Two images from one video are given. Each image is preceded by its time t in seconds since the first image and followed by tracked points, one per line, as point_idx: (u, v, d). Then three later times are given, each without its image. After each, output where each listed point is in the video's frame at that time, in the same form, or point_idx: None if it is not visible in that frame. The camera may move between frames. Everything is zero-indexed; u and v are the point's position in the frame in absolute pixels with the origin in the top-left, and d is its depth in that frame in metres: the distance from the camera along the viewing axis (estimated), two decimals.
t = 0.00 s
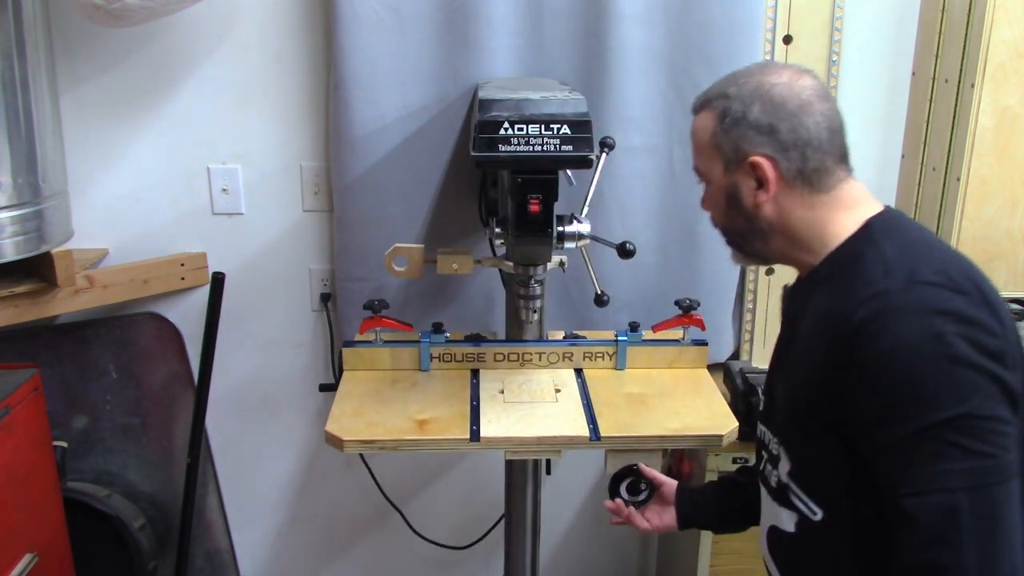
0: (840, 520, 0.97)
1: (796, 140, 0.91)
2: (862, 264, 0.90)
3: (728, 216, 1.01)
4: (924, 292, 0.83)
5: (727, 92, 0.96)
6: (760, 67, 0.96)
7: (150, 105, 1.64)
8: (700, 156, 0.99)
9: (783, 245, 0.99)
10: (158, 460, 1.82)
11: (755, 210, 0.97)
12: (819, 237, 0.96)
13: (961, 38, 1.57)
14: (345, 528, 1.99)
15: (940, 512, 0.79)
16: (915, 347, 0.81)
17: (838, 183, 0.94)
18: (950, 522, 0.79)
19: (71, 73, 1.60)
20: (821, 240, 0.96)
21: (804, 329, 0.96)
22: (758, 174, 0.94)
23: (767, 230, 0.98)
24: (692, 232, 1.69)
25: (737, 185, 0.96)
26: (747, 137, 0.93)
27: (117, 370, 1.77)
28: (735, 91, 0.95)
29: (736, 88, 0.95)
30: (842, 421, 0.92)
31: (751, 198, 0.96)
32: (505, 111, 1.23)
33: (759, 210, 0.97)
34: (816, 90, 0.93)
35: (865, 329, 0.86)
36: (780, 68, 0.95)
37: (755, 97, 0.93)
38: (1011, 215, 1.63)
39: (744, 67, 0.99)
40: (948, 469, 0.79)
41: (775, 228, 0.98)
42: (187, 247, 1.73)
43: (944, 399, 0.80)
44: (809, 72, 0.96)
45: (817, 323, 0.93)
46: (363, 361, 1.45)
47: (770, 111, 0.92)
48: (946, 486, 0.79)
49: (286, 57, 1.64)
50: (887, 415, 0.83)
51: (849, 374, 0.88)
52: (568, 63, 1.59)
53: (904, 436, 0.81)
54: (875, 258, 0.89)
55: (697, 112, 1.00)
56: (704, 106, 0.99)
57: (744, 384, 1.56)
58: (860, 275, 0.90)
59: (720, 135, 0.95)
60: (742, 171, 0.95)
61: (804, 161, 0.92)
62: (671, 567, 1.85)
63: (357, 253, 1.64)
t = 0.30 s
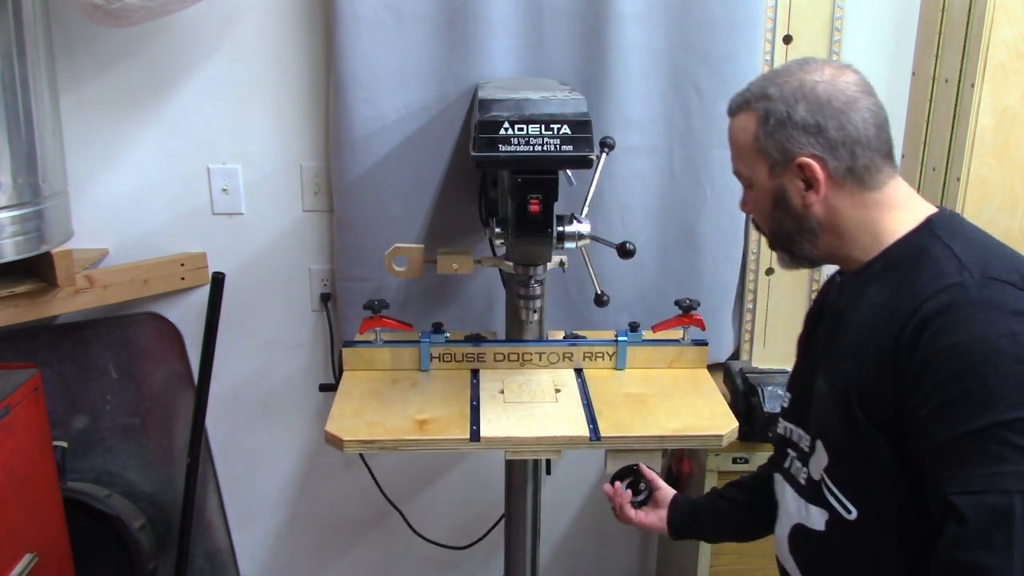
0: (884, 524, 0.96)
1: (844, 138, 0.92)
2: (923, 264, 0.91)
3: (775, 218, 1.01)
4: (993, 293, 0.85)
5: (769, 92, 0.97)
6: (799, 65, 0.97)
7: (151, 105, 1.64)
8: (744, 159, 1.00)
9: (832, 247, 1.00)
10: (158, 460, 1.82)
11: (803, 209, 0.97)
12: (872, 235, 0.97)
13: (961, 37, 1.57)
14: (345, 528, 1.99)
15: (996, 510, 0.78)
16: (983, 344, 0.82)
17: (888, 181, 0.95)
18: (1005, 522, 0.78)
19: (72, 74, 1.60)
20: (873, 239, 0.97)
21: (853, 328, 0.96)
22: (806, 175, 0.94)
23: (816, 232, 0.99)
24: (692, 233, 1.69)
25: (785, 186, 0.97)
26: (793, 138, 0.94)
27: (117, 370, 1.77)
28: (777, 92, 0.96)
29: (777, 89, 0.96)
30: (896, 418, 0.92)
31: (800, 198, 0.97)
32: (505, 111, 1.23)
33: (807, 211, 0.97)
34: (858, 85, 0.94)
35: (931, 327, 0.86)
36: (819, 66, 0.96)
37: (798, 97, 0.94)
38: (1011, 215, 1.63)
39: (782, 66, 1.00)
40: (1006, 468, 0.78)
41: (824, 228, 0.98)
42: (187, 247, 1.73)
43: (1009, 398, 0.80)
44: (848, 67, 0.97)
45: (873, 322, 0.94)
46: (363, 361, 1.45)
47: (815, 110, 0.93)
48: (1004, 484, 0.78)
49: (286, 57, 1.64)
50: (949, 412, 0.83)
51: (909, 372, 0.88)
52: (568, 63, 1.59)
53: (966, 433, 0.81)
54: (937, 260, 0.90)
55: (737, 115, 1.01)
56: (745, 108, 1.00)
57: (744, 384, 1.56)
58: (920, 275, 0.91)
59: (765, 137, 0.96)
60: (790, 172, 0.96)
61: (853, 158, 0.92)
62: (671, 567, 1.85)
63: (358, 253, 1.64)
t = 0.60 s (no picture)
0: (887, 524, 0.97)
1: (864, 138, 0.92)
2: (938, 269, 0.91)
3: (796, 223, 1.01)
4: (1007, 303, 0.84)
5: (785, 96, 0.97)
6: (814, 68, 0.98)
7: (151, 105, 1.64)
8: (763, 164, 1.00)
9: (855, 250, 0.99)
10: (158, 460, 1.82)
11: (826, 213, 0.97)
12: (896, 236, 0.96)
13: (961, 37, 1.57)
14: (344, 528, 1.99)
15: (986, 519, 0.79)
16: (991, 353, 0.82)
17: (909, 181, 0.95)
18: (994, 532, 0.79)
19: (72, 74, 1.60)
20: (896, 241, 0.96)
21: (867, 330, 0.97)
22: (828, 177, 0.94)
23: (839, 235, 0.98)
24: (692, 233, 1.68)
25: (807, 189, 0.97)
26: (814, 140, 0.94)
27: (117, 370, 1.77)
28: (794, 96, 0.96)
29: (794, 93, 0.97)
30: (903, 422, 0.92)
31: (822, 202, 0.97)
32: (505, 111, 1.23)
33: (830, 214, 0.97)
34: (874, 85, 0.95)
35: (941, 333, 0.87)
36: (834, 68, 0.97)
37: (816, 100, 0.94)
38: (1011, 216, 1.64)
39: (795, 70, 1.01)
40: (1003, 478, 0.79)
41: (847, 231, 0.98)
42: (187, 247, 1.73)
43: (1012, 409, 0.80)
44: (861, 68, 0.98)
45: (885, 325, 0.94)
46: (363, 361, 1.45)
47: (835, 111, 0.93)
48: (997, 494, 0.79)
49: (286, 57, 1.64)
50: (953, 420, 0.83)
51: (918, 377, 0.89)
52: (568, 64, 1.59)
53: (967, 441, 0.82)
54: (952, 266, 0.90)
55: (754, 121, 1.01)
56: (761, 114, 1.00)
57: (744, 384, 1.56)
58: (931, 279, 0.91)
59: (785, 141, 0.97)
60: (811, 175, 0.96)
61: (875, 158, 0.92)
62: (671, 567, 1.85)
63: (357, 253, 1.64)
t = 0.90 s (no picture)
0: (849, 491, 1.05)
1: (863, 135, 0.93)
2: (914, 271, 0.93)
3: (794, 215, 1.02)
4: (966, 318, 0.87)
5: (786, 92, 0.97)
6: (812, 63, 0.98)
7: (150, 105, 1.64)
8: (762, 156, 1.01)
9: (849, 240, 1.01)
10: (158, 460, 1.82)
11: (824, 206, 0.98)
12: (887, 232, 0.98)
13: (961, 37, 1.57)
14: (345, 528, 1.99)
15: (894, 509, 0.88)
16: (938, 362, 0.86)
17: (903, 175, 0.97)
18: (898, 520, 0.88)
19: (72, 74, 1.60)
20: (890, 234, 0.98)
21: (850, 316, 1.00)
22: (827, 172, 0.95)
23: (834, 227, 1.00)
24: (692, 232, 1.68)
25: (806, 183, 0.98)
26: (814, 136, 0.95)
27: (117, 370, 1.77)
28: (796, 92, 0.96)
29: (796, 88, 0.97)
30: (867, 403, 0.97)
31: (821, 195, 0.98)
32: (505, 111, 1.23)
33: (827, 207, 0.98)
34: (873, 82, 0.96)
35: (898, 332, 0.90)
36: (834, 64, 0.97)
37: (818, 97, 0.95)
38: (1010, 215, 1.65)
39: (793, 63, 1.01)
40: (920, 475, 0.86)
41: (842, 224, 0.99)
42: (187, 247, 1.73)
43: (946, 418, 0.85)
44: (860, 64, 0.98)
45: (862, 312, 0.98)
46: (363, 361, 1.45)
47: (836, 109, 0.94)
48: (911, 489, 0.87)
49: (286, 57, 1.64)
50: (895, 416, 0.89)
51: (874, 365, 0.93)
52: (568, 64, 1.59)
53: (901, 438, 0.88)
54: (924, 271, 0.92)
55: (754, 113, 1.01)
56: (762, 106, 1.00)
57: (745, 384, 1.56)
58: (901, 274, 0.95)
59: (786, 137, 0.97)
60: (811, 170, 0.96)
61: (872, 155, 0.94)
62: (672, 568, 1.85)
63: (358, 253, 1.64)
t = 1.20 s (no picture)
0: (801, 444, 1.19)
1: (860, 135, 1.00)
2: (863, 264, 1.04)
3: (793, 208, 1.09)
4: (891, 316, 0.98)
5: (788, 95, 1.03)
6: (808, 66, 1.04)
7: (150, 105, 1.64)
8: (764, 155, 1.07)
9: (839, 229, 1.10)
10: (158, 460, 1.82)
11: (822, 200, 1.06)
12: (871, 225, 1.07)
13: (961, 37, 1.58)
14: (344, 529, 1.99)
15: (809, 464, 1.04)
16: (858, 351, 0.99)
17: (891, 169, 1.05)
18: (812, 475, 1.04)
19: (72, 74, 1.60)
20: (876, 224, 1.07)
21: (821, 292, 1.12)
22: (828, 169, 1.02)
23: (828, 218, 1.08)
24: (692, 232, 1.68)
25: (806, 180, 1.04)
26: (816, 138, 1.01)
27: (117, 370, 1.77)
28: (798, 96, 1.02)
29: (797, 93, 1.02)
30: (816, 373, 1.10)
31: (820, 190, 1.05)
32: (505, 111, 1.23)
33: (824, 201, 1.06)
34: (867, 84, 1.03)
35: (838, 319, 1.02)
36: (830, 67, 1.03)
37: (819, 101, 1.01)
38: (1011, 216, 1.64)
39: (789, 65, 1.06)
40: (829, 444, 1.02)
41: (836, 216, 1.08)
42: (187, 247, 1.73)
43: (862, 396, 0.99)
44: (854, 65, 1.05)
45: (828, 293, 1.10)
46: (363, 361, 1.45)
47: (836, 112, 1.00)
48: (828, 451, 1.03)
49: (286, 57, 1.64)
50: (825, 388, 1.03)
51: (818, 341, 1.06)
52: (568, 64, 1.59)
53: (825, 407, 1.03)
54: (876, 269, 1.03)
55: (755, 113, 1.07)
56: (764, 107, 1.06)
57: (745, 384, 1.56)
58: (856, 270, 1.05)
59: (789, 138, 1.03)
60: (812, 168, 1.03)
61: (868, 152, 1.01)
62: (671, 568, 1.85)
63: (357, 253, 1.64)
